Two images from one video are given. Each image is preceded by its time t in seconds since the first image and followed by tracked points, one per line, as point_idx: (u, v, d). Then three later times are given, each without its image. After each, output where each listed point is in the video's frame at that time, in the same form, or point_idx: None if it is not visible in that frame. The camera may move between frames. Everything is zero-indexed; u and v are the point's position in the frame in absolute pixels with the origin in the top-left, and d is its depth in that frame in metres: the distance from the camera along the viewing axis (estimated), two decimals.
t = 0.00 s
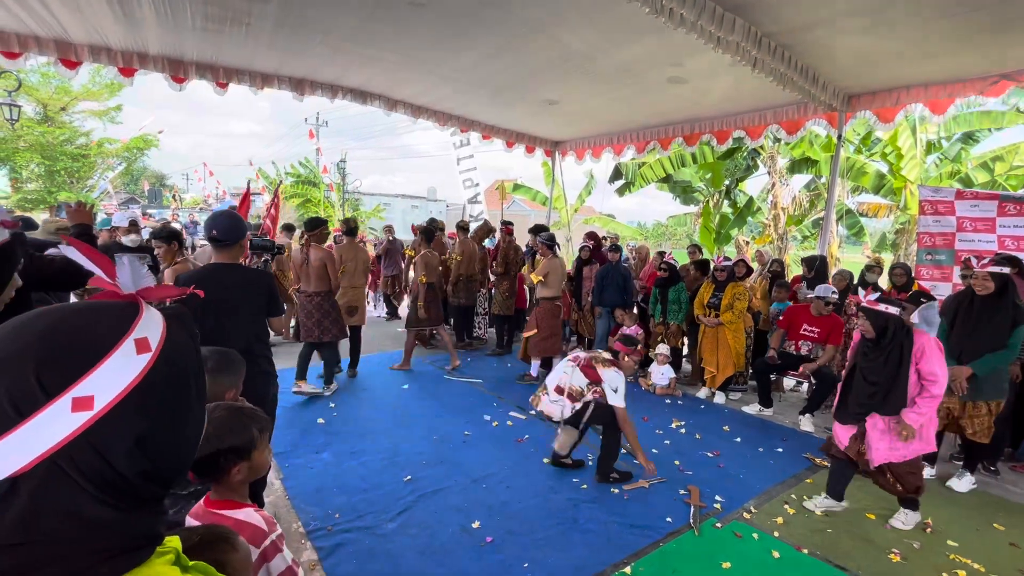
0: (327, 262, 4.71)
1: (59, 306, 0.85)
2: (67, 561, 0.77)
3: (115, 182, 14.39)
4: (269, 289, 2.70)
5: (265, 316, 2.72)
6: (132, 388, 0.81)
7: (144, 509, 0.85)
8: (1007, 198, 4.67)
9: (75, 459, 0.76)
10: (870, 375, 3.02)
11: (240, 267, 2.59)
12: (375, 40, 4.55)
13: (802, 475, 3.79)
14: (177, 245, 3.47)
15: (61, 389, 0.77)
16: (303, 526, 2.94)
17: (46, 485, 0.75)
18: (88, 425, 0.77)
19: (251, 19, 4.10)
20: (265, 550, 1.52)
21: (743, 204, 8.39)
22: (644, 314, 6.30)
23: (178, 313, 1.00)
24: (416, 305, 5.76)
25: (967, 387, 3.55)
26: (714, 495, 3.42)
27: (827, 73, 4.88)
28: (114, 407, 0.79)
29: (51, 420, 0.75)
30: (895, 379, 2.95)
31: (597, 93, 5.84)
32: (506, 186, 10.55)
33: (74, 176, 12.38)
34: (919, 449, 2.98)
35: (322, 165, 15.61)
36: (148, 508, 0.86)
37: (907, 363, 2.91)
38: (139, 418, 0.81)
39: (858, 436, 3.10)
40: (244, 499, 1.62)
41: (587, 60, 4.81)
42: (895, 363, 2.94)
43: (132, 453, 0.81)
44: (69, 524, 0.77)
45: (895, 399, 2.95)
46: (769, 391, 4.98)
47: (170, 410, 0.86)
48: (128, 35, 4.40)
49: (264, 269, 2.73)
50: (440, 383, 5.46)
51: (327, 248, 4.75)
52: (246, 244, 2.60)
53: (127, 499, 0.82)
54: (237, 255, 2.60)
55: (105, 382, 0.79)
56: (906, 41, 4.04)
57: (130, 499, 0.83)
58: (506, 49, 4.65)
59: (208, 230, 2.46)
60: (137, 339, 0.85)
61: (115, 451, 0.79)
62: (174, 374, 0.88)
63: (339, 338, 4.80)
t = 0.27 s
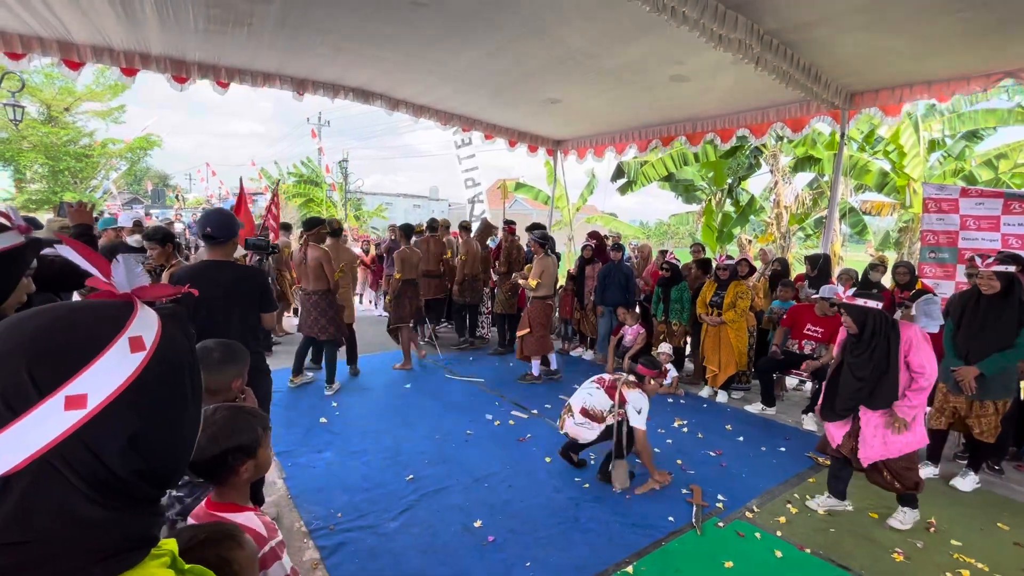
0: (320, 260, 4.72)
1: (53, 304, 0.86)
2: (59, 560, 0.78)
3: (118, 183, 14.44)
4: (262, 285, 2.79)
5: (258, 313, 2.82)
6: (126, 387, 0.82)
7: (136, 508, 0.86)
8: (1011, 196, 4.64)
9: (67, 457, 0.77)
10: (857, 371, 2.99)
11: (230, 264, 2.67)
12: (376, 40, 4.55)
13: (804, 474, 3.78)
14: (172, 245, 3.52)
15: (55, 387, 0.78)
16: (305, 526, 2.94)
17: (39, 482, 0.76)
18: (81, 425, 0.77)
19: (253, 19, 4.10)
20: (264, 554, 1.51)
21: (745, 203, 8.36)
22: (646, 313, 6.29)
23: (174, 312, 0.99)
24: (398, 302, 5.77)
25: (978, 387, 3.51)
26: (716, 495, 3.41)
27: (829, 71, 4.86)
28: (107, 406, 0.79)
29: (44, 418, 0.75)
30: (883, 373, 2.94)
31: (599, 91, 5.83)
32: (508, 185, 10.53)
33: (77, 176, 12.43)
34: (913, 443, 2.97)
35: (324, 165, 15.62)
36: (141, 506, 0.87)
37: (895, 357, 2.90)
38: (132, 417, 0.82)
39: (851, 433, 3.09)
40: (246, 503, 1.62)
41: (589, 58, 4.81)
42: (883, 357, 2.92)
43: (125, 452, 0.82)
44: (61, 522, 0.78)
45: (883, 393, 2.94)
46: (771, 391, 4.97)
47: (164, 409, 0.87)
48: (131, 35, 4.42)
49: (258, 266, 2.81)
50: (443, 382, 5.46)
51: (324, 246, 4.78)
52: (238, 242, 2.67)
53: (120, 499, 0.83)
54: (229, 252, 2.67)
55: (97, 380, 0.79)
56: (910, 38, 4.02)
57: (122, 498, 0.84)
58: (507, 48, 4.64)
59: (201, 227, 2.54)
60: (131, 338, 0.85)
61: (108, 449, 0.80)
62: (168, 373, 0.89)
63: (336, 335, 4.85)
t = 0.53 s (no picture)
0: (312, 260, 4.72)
1: (55, 305, 0.86)
2: (57, 563, 0.79)
3: (121, 183, 14.48)
4: (251, 282, 2.81)
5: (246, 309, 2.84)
6: (127, 390, 0.82)
7: (134, 510, 0.87)
8: (1016, 194, 4.62)
9: (68, 460, 0.77)
10: (876, 367, 2.98)
11: (219, 261, 2.68)
12: (378, 39, 4.55)
13: (807, 473, 3.77)
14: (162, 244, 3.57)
15: (57, 390, 0.78)
16: (308, 524, 2.95)
17: (40, 485, 0.77)
18: (82, 428, 0.78)
19: (255, 19, 4.11)
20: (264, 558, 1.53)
21: (748, 201, 8.33)
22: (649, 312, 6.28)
23: (175, 313, 1.00)
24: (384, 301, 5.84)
25: (988, 385, 3.48)
26: (719, 494, 3.41)
27: (832, 69, 4.83)
28: (108, 410, 0.80)
29: (45, 421, 0.75)
30: (903, 372, 2.92)
31: (601, 90, 5.82)
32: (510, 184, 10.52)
33: (81, 177, 12.47)
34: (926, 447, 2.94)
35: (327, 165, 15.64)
36: (140, 509, 0.88)
37: (916, 356, 2.89)
38: (133, 420, 0.82)
39: (863, 430, 3.08)
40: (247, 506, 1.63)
41: (591, 57, 4.80)
42: (905, 356, 2.91)
43: (126, 455, 0.82)
44: (60, 525, 0.78)
45: (899, 392, 2.93)
46: (775, 390, 4.96)
47: (164, 412, 0.87)
48: (134, 36, 4.43)
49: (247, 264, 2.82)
50: (445, 382, 5.47)
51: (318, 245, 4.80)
52: (228, 240, 2.68)
53: (118, 504, 0.84)
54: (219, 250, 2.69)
55: (99, 383, 0.80)
56: (914, 35, 4.00)
57: (121, 501, 0.84)
58: (509, 46, 4.64)
59: (191, 224, 2.55)
60: (133, 340, 0.85)
61: (109, 452, 0.80)
62: (168, 375, 0.89)
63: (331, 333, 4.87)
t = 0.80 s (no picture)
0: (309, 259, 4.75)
1: (69, 306, 0.87)
2: (63, 564, 0.79)
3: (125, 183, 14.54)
4: (244, 281, 2.82)
5: (240, 308, 2.85)
6: (138, 390, 0.82)
7: (141, 513, 0.87)
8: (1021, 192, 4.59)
9: (79, 461, 0.78)
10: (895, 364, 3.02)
11: (214, 260, 2.69)
12: (380, 39, 4.55)
13: (811, 472, 3.76)
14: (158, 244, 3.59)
15: (70, 389, 0.79)
16: (312, 524, 2.96)
17: (50, 485, 0.77)
18: (92, 428, 0.78)
19: (257, 19, 4.11)
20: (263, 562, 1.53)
21: (751, 200, 8.30)
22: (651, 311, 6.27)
23: (182, 314, 1.00)
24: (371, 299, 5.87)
25: (998, 384, 3.46)
26: (722, 493, 3.40)
27: (836, 66, 4.81)
28: (119, 410, 0.80)
29: (58, 420, 0.76)
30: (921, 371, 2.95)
31: (603, 88, 5.80)
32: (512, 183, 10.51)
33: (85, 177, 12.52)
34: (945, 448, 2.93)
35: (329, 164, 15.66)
36: (147, 512, 0.88)
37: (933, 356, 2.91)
38: (144, 421, 0.82)
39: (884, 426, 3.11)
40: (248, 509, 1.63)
41: (593, 55, 4.78)
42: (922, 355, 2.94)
43: (136, 457, 0.82)
44: (69, 526, 0.78)
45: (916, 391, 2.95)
46: (778, 389, 4.94)
47: (173, 414, 0.87)
48: (137, 36, 4.44)
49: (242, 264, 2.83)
50: (448, 381, 5.47)
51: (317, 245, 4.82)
52: (223, 238, 2.68)
53: (126, 507, 0.84)
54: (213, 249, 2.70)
55: (110, 383, 0.80)
56: (918, 32, 3.97)
57: (130, 503, 0.84)
58: (511, 45, 4.63)
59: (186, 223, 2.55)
60: (144, 340, 0.85)
61: (119, 454, 0.80)
62: (178, 377, 0.89)
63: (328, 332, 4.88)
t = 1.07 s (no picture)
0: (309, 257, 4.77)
1: (76, 303, 0.86)
2: (71, 559, 0.78)
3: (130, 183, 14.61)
4: (246, 280, 2.82)
5: (242, 306, 2.86)
6: (148, 383, 0.83)
7: (149, 509, 0.86)
8: None
9: (89, 453, 0.78)
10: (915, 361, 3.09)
11: (216, 259, 2.70)
12: (383, 38, 4.55)
13: (816, 471, 3.74)
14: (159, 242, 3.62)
15: (80, 382, 0.79)
16: (316, 522, 2.96)
17: (60, 478, 0.77)
18: (102, 420, 0.78)
19: (261, 18, 4.11)
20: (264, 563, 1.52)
21: (756, 197, 8.26)
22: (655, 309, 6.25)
23: (188, 313, 1.01)
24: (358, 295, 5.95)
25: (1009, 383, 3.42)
26: (727, 492, 3.39)
27: (841, 63, 4.77)
28: (129, 403, 0.80)
29: (68, 412, 0.76)
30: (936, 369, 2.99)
31: (606, 86, 5.77)
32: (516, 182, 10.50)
33: (91, 177, 12.58)
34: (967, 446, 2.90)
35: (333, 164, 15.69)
36: (154, 507, 0.87)
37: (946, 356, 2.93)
38: (152, 414, 0.83)
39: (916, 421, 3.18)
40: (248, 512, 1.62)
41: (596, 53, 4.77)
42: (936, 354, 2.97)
43: (145, 450, 0.82)
44: (79, 521, 0.78)
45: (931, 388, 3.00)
46: (784, 388, 4.91)
47: (182, 408, 0.88)
48: (141, 37, 4.46)
49: (245, 263, 2.84)
50: (451, 380, 5.47)
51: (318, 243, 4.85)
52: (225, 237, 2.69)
53: (135, 501, 0.83)
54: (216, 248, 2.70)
55: (121, 377, 0.80)
56: (925, 28, 3.93)
57: (138, 498, 0.84)
58: (514, 43, 4.61)
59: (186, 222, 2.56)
60: (152, 335, 0.86)
61: (129, 447, 0.80)
62: (186, 372, 0.90)
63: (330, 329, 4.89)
